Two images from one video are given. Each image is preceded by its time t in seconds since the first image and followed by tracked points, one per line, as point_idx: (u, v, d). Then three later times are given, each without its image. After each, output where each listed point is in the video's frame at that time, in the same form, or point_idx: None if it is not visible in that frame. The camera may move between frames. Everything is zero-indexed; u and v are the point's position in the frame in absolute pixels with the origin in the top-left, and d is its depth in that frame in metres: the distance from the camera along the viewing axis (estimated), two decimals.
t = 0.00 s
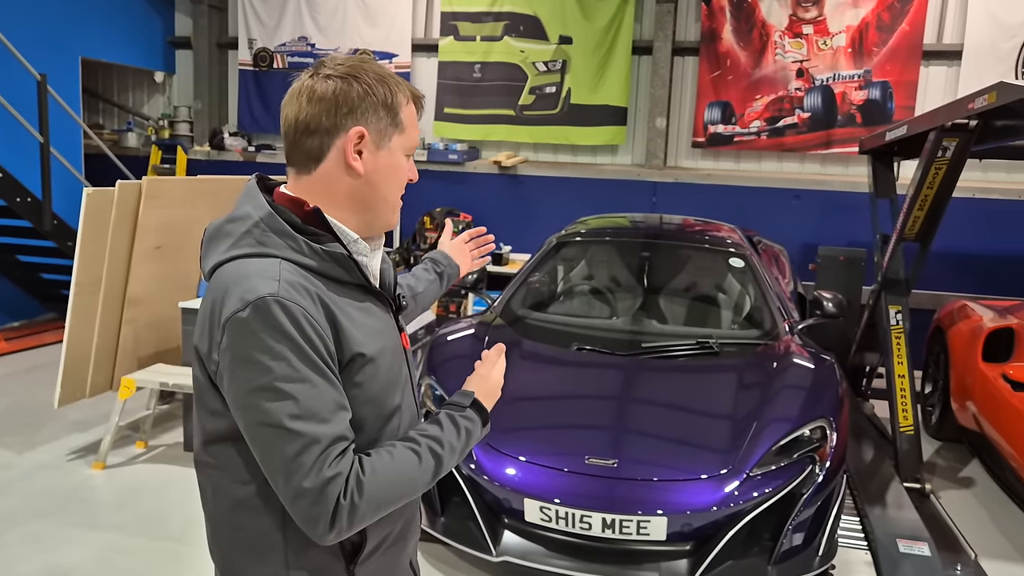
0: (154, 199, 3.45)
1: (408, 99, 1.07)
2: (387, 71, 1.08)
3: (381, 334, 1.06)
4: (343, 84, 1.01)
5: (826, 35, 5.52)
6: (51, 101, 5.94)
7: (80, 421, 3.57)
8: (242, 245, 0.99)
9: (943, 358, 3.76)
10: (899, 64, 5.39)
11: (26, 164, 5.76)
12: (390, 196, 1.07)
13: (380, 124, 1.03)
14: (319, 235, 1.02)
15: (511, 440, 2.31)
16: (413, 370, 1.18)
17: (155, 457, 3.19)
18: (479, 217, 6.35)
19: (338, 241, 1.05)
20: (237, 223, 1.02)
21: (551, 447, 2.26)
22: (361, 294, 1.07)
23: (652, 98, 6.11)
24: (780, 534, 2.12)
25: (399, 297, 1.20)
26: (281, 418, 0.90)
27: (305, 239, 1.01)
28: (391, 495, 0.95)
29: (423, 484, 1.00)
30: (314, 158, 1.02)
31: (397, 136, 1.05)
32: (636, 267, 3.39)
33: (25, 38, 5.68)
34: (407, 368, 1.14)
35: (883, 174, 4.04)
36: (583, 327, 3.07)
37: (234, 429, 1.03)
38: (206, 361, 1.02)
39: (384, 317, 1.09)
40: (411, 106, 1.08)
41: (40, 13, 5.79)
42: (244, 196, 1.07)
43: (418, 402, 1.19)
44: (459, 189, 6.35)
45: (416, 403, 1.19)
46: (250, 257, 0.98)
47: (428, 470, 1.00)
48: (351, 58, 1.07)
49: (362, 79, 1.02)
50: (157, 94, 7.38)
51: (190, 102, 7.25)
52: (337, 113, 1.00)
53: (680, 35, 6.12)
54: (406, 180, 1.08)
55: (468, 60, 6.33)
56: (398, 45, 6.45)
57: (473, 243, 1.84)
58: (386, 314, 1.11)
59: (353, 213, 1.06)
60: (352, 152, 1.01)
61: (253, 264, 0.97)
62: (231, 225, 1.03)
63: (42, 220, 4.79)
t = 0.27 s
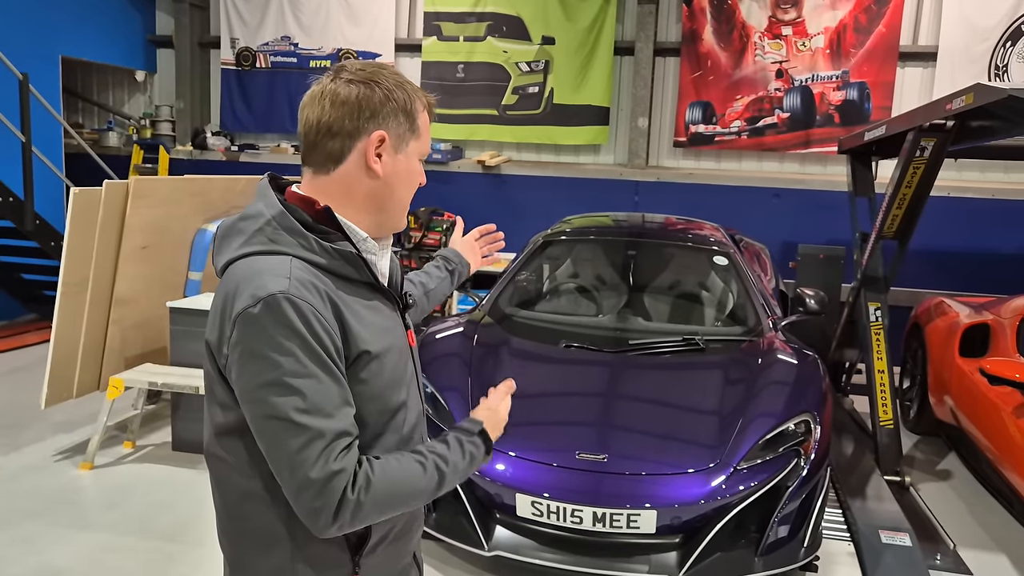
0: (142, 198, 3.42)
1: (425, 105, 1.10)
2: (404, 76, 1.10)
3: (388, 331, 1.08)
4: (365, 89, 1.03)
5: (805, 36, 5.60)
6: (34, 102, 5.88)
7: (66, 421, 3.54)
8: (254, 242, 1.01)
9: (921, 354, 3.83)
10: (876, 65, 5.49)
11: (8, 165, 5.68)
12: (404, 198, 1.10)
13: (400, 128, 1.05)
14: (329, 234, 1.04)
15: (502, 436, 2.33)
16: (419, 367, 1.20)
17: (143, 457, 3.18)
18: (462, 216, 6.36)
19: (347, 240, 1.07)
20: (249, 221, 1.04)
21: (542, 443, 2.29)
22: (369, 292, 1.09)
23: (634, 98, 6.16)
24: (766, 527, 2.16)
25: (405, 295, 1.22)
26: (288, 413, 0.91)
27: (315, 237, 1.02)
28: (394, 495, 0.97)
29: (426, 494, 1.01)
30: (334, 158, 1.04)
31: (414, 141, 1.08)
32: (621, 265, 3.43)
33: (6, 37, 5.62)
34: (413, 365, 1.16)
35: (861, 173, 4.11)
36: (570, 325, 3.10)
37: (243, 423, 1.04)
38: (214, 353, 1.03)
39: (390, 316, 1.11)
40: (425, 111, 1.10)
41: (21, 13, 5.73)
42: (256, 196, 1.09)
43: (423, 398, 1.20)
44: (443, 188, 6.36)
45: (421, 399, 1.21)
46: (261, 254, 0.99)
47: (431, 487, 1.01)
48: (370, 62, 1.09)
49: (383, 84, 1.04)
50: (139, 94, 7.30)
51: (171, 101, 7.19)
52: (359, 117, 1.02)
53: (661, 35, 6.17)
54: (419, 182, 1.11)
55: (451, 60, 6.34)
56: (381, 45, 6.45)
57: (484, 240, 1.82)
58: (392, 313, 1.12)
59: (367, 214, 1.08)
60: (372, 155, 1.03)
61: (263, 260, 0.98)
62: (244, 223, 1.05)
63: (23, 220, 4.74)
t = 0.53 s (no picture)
0: (129, 197, 3.39)
1: (415, 93, 1.09)
2: (397, 67, 1.10)
3: (394, 329, 1.09)
4: (348, 87, 1.07)
5: (785, 37, 5.66)
6: (14, 99, 5.80)
7: (51, 422, 3.50)
8: (270, 233, 1.04)
9: (901, 350, 3.89)
10: (855, 65, 5.56)
11: None
12: (403, 189, 1.10)
13: (384, 122, 1.06)
14: (341, 229, 1.07)
15: (493, 432, 2.35)
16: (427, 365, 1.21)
17: (131, 457, 3.15)
18: (447, 215, 6.36)
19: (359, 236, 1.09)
20: (267, 214, 1.07)
21: (533, 439, 2.30)
22: (376, 289, 1.10)
23: (617, 98, 6.20)
24: (753, 520, 2.20)
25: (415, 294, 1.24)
26: (275, 406, 0.94)
27: (328, 232, 1.05)
28: (339, 535, 0.97)
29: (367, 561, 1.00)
30: (328, 157, 1.09)
31: (402, 130, 1.08)
32: (607, 263, 3.46)
33: None
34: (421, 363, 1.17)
35: (842, 172, 4.17)
36: (558, 322, 3.12)
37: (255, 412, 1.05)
38: (226, 332, 1.07)
39: (399, 317, 1.12)
40: (418, 98, 1.09)
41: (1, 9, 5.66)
42: (275, 191, 1.12)
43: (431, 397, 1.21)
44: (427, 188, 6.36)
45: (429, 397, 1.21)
46: (275, 245, 1.02)
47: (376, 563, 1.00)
48: (364, 59, 1.11)
49: (365, 79, 1.07)
50: (120, 93, 7.20)
51: (153, 100, 7.12)
52: (341, 116, 1.06)
53: (644, 36, 6.21)
54: (417, 169, 1.10)
55: (435, 60, 6.33)
56: (365, 45, 6.44)
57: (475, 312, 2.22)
58: (402, 313, 1.13)
59: (368, 207, 1.11)
60: (356, 150, 1.06)
61: (274, 250, 1.01)
62: (262, 216, 1.07)
63: (4, 220, 4.67)
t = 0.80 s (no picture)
0: (117, 196, 3.37)
1: (345, 87, 1.04)
2: (340, 64, 1.06)
3: (383, 324, 1.06)
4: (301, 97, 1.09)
5: (772, 36, 5.70)
6: None
7: (39, 422, 3.47)
8: (267, 221, 1.06)
9: (887, 347, 3.94)
10: (841, 65, 5.61)
11: None
12: (357, 187, 1.07)
13: (317, 125, 1.06)
14: (331, 219, 1.08)
15: (485, 430, 2.36)
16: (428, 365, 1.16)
17: (120, 457, 3.13)
18: (435, 214, 6.35)
19: (351, 227, 1.09)
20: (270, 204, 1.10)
21: (524, 437, 2.31)
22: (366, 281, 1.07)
23: (605, 97, 6.21)
24: (744, 516, 2.21)
25: (420, 292, 1.22)
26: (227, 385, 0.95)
27: (316, 220, 1.05)
28: (216, 527, 0.95)
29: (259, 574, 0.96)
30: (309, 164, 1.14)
31: (334, 130, 1.05)
32: (596, 261, 3.47)
33: None
34: (418, 362, 1.12)
35: (828, 171, 4.21)
36: (548, 320, 3.13)
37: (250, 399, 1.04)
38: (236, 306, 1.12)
39: (392, 313, 1.08)
40: (350, 93, 1.04)
41: None
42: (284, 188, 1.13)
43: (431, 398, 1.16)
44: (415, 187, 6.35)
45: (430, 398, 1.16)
46: (266, 231, 1.03)
47: None
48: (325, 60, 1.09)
49: (307, 86, 1.07)
50: (104, 92, 7.13)
51: (139, 99, 7.07)
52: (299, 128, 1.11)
53: (631, 35, 6.23)
54: (362, 167, 1.05)
55: (423, 59, 6.33)
56: (352, 44, 6.42)
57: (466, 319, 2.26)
58: (397, 309, 1.10)
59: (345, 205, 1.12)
60: (311, 157, 1.09)
61: (263, 234, 1.03)
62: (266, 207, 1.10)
63: None
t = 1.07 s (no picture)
0: (113, 195, 3.36)
1: (317, 83, 1.06)
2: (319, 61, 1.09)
3: (349, 322, 1.06)
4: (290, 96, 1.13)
5: (768, 35, 5.70)
6: None
7: (35, 421, 3.45)
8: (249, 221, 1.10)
9: (884, 345, 3.94)
10: (837, 63, 5.62)
11: None
12: (327, 182, 1.07)
13: (294, 122, 1.09)
14: (303, 217, 1.08)
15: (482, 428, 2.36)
16: (411, 370, 1.13)
17: (117, 456, 3.12)
18: (432, 213, 6.35)
19: (324, 225, 1.09)
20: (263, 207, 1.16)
21: (523, 435, 2.31)
22: (335, 278, 1.07)
23: (601, 95, 6.21)
24: (741, 514, 2.21)
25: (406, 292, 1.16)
26: (189, 375, 1.00)
27: (284, 217, 1.06)
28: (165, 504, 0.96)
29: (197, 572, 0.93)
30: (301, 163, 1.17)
31: (307, 125, 1.07)
32: (593, 259, 3.47)
33: None
34: (394, 363, 1.10)
35: (825, 169, 4.21)
36: (545, 318, 3.12)
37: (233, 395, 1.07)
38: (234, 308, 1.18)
39: (361, 312, 1.08)
40: (320, 88, 1.06)
41: None
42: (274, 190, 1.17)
43: (412, 405, 1.12)
44: (412, 186, 6.34)
45: (414, 403, 1.13)
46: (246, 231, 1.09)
47: None
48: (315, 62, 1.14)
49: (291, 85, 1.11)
50: (100, 90, 7.10)
51: (135, 98, 7.05)
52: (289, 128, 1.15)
53: (628, 33, 6.23)
54: (329, 161, 1.06)
55: (419, 57, 6.32)
56: (349, 42, 6.40)
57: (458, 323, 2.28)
58: (368, 309, 1.09)
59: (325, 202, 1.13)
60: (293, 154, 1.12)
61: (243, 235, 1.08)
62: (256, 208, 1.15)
63: None
